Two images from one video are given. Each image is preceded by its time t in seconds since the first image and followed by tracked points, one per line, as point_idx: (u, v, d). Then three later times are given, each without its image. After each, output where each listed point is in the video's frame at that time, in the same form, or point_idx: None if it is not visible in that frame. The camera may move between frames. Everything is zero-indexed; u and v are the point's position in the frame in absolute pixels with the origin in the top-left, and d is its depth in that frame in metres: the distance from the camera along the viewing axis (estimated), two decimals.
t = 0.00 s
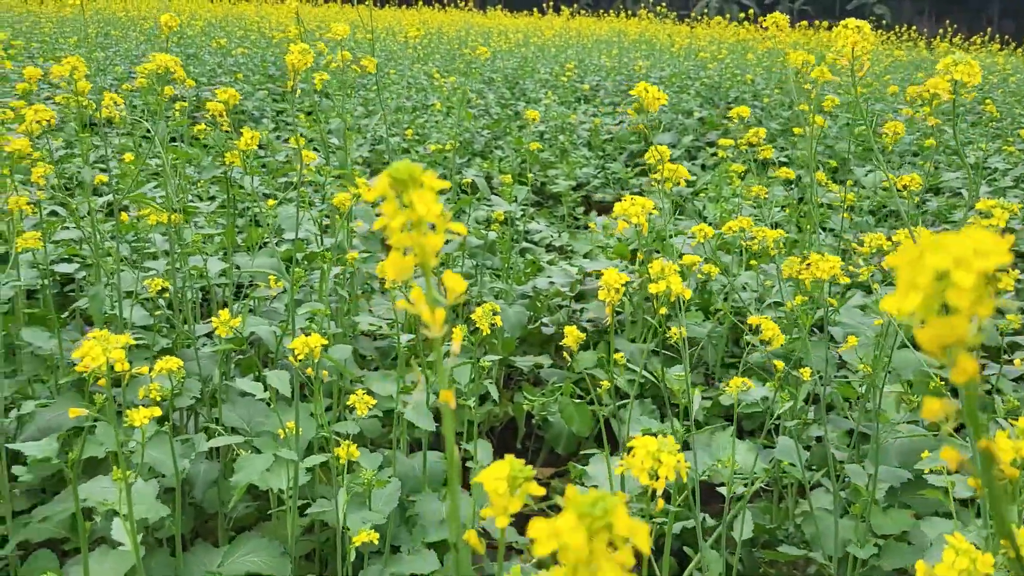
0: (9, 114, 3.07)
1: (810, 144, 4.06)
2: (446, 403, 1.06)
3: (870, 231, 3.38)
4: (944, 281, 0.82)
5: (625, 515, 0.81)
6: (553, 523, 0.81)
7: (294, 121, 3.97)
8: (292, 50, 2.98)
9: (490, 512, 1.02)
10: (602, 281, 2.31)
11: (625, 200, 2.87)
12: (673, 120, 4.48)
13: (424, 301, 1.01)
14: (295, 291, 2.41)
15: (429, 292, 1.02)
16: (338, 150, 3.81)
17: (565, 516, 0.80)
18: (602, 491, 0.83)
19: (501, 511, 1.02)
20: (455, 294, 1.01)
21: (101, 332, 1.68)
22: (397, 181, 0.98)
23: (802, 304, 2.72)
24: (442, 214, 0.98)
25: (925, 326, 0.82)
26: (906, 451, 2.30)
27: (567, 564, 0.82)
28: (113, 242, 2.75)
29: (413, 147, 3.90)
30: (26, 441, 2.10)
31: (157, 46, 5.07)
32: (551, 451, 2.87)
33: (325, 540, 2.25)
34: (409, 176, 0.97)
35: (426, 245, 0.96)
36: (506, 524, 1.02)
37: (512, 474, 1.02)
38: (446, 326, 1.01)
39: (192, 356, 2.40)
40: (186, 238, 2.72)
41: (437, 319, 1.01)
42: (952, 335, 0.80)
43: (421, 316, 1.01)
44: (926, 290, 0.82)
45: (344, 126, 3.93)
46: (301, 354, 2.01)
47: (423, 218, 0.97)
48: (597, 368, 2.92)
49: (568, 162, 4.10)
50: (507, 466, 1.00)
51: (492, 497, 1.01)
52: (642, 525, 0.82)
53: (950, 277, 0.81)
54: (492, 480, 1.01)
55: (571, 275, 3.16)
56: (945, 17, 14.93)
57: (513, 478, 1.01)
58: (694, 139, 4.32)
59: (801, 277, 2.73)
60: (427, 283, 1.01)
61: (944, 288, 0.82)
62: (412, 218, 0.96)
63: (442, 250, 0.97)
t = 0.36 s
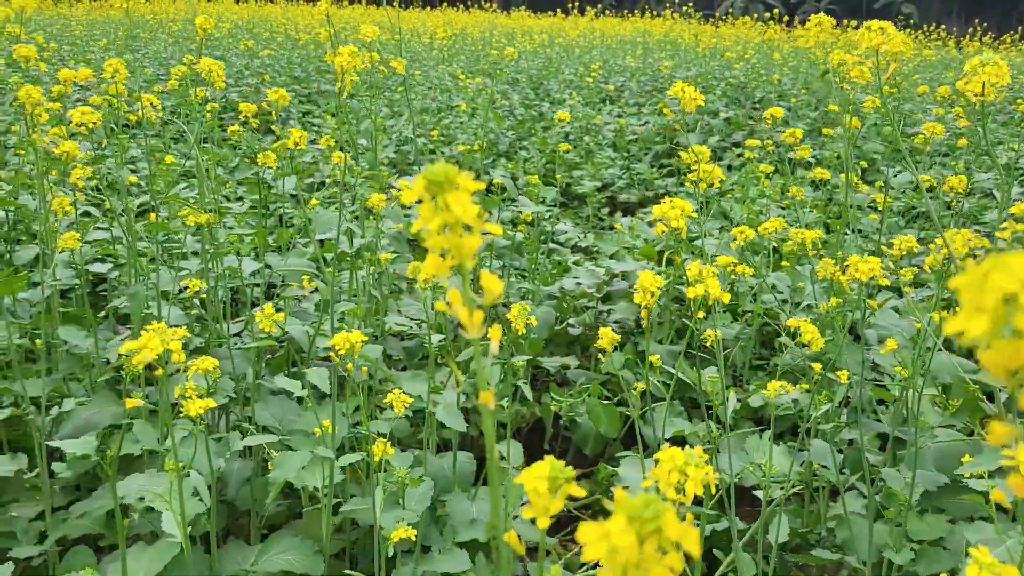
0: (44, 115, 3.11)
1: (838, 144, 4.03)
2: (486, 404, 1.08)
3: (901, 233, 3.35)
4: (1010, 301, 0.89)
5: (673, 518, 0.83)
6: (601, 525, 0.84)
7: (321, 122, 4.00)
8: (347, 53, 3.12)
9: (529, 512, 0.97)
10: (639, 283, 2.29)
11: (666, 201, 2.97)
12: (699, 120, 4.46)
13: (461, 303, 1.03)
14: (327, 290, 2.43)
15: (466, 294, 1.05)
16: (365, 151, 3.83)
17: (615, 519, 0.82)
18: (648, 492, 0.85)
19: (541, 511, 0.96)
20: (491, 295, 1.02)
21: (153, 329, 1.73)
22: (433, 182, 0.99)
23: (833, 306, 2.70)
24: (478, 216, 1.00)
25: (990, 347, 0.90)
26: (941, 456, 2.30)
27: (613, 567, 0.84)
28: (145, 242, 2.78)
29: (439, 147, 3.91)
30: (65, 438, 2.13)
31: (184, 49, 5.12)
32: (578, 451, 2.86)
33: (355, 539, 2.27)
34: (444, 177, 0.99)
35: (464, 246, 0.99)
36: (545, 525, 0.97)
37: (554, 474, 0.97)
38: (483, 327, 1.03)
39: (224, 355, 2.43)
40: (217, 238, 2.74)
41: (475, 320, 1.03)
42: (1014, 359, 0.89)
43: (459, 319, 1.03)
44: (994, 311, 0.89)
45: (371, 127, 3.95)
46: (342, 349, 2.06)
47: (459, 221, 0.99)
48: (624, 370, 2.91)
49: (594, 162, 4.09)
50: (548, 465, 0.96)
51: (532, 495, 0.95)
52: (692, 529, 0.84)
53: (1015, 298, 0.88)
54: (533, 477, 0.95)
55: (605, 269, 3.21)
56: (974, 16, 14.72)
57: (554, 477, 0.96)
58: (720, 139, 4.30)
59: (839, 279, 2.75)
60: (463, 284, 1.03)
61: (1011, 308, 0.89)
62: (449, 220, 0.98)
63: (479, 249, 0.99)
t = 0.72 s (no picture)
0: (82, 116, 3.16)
1: (870, 144, 3.98)
2: (579, 419, 1.01)
3: (935, 234, 3.30)
4: None
5: None
6: None
7: (350, 122, 4.02)
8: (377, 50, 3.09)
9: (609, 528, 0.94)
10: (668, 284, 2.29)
11: (693, 204, 2.91)
12: (728, 120, 4.43)
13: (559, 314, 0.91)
14: (360, 289, 2.44)
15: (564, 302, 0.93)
16: (394, 151, 3.84)
17: None
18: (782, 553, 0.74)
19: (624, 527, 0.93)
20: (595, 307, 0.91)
21: (189, 327, 1.75)
22: (542, 182, 0.86)
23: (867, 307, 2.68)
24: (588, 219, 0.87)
25: None
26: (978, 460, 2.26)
27: None
28: (180, 241, 2.81)
29: (467, 147, 3.92)
30: (102, 434, 2.15)
31: (215, 50, 5.18)
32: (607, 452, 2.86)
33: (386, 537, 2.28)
34: (557, 177, 0.86)
35: (570, 253, 0.85)
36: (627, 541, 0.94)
37: (641, 491, 0.92)
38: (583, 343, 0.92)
39: (258, 353, 2.44)
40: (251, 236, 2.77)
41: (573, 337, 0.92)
42: None
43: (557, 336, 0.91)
44: None
45: (400, 128, 3.97)
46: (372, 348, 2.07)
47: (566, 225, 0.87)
48: (654, 370, 2.90)
49: (622, 162, 4.08)
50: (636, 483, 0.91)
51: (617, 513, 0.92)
52: None
53: None
54: (618, 495, 0.92)
55: (632, 274, 3.17)
56: (1007, 15, 14.48)
57: (641, 496, 0.92)
58: (749, 139, 4.27)
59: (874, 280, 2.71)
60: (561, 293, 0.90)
61: None
62: (557, 226, 0.85)
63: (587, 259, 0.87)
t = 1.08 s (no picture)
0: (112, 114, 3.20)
1: (900, 145, 3.93)
2: (626, 399, 1.14)
3: (967, 236, 3.25)
4: None
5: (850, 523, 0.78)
6: (773, 526, 0.80)
7: (375, 121, 4.03)
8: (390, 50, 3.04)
9: (656, 505, 1.05)
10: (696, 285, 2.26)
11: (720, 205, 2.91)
12: (753, 120, 4.40)
13: (612, 297, 1.04)
14: (387, 288, 2.45)
15: (619, 289, 1.06)
16: (419, 150, 3.84)
17: (787, 519, 0.78)
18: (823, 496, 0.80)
19: (668, 504, 1.04)
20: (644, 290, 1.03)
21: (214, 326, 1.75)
22: (600, 174, 1.00)
23: (897, 310, 2.64)
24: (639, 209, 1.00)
25: None
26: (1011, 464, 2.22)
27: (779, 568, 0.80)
28: (208, 238, 2.84)
29: (492, 146, 3.92)
30: (132, 429, 2.17)
31: (241, 51, 5.21)
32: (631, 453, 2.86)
33: (411, 536, 2.28)
34: (614, 169, 1.00)
35: (623, 239, 0.97)
36: (671, 518, 1.04)
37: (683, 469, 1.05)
38: (632, 322, 1.05)
39: (285, 351, 2.46)
40: (278, 235, 2.78)
41: (625, 315, 1.04)
42: None
43: (609, 312, 1.04)
44: None
45: (425, 127, 3.97)
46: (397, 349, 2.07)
47: (619, 213, 1.00)
48: (678, 372, 2.88)
49: (646, 162, 4.06)
50: (679, 461, 1.03)
51: (662, 488, 1.03)
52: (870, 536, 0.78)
53: None
54: (662, 473, 1.03)
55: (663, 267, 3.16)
56: None
57: (684, 472, 1.05)
58: (775, 140, 4.23)
59: (905, 281, 2.67)
60: (615, 279, 1.04)
61: None
62: (612, 210, 0.99)
63: (640, 244, 0.98)
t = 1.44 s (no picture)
0: (137, 113, 3.22)
1: (921, 146, 3.90)
2: (643, 402, 1.09)
3: (990, 238, 3.23)
4: None
5: (858, 531, 0.75)
6: (781, 534, 0.76)
7: (395, 120, 4.04)
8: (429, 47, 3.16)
9: (671, 506, 1.02)
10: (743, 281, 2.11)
11: (777, 195, 2.80)
12: (773, 121, 4.39)
13: (625, 299, 1.01)
14: (409, 287, 2.46)
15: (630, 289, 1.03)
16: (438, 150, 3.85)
17: (795, 529, 0.74)
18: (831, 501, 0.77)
19: (683, 506, 1.02)
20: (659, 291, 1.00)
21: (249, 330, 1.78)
22: (609, 174, 0.97)
23: (921, 312, 2.62)
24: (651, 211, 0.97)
25: None
26: None
27: None
28: (230, 236, 2.86)
29: (511, 146, 3.93)
30: (155, 426, 2.19)
31: (261, 51, 5.24)
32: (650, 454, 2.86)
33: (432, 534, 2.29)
34: (622, 168, 0.97)
35: (635, 239, 0.94)
36: (685, 521, 1.02)
37: (696, 470, 1.01)
38: (645, 324, 1.01)
39: (307, 349, 2.47)
40: (300, 233, 2.80)
41: (638, 316, 1.00)
42: None
43: (622, 315, 1.00)
44: None
45: (444, 127, 3.98)
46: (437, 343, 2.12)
47: (630, 215, 0.97)
48: (698, 373, 2.88)
49: (665, 162, 4.05)
50: (692, 463, 0.99)
51: (675, 489, 1.01)
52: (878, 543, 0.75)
53: None
54: (677, 476, 1.01)
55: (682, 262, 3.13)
56: None
57: (697, 474, 1.00)
58: (795, 141, 4.21)
59: (930, 283, 2.65)
60: (628, 281, 1.01)
61: None
62: (622, 211, 0.96)
63: (651, 244, 0.95)
